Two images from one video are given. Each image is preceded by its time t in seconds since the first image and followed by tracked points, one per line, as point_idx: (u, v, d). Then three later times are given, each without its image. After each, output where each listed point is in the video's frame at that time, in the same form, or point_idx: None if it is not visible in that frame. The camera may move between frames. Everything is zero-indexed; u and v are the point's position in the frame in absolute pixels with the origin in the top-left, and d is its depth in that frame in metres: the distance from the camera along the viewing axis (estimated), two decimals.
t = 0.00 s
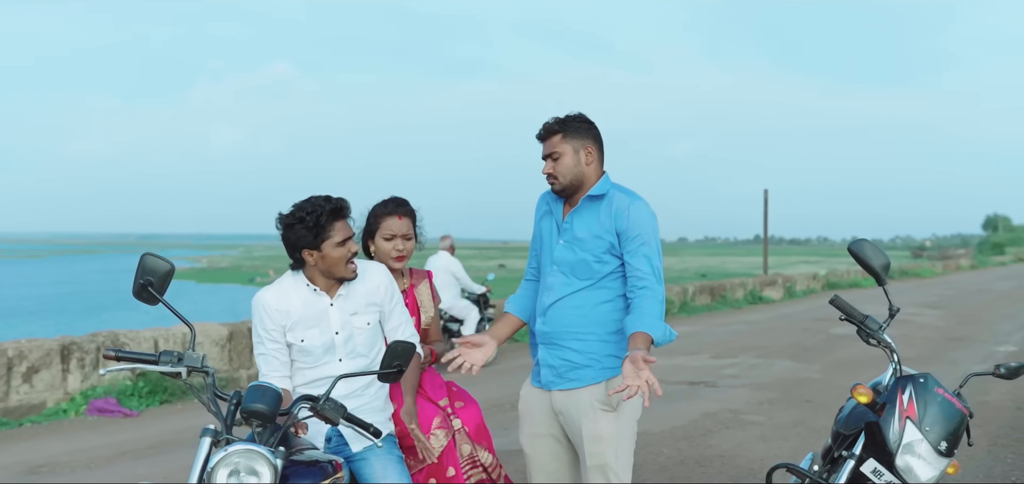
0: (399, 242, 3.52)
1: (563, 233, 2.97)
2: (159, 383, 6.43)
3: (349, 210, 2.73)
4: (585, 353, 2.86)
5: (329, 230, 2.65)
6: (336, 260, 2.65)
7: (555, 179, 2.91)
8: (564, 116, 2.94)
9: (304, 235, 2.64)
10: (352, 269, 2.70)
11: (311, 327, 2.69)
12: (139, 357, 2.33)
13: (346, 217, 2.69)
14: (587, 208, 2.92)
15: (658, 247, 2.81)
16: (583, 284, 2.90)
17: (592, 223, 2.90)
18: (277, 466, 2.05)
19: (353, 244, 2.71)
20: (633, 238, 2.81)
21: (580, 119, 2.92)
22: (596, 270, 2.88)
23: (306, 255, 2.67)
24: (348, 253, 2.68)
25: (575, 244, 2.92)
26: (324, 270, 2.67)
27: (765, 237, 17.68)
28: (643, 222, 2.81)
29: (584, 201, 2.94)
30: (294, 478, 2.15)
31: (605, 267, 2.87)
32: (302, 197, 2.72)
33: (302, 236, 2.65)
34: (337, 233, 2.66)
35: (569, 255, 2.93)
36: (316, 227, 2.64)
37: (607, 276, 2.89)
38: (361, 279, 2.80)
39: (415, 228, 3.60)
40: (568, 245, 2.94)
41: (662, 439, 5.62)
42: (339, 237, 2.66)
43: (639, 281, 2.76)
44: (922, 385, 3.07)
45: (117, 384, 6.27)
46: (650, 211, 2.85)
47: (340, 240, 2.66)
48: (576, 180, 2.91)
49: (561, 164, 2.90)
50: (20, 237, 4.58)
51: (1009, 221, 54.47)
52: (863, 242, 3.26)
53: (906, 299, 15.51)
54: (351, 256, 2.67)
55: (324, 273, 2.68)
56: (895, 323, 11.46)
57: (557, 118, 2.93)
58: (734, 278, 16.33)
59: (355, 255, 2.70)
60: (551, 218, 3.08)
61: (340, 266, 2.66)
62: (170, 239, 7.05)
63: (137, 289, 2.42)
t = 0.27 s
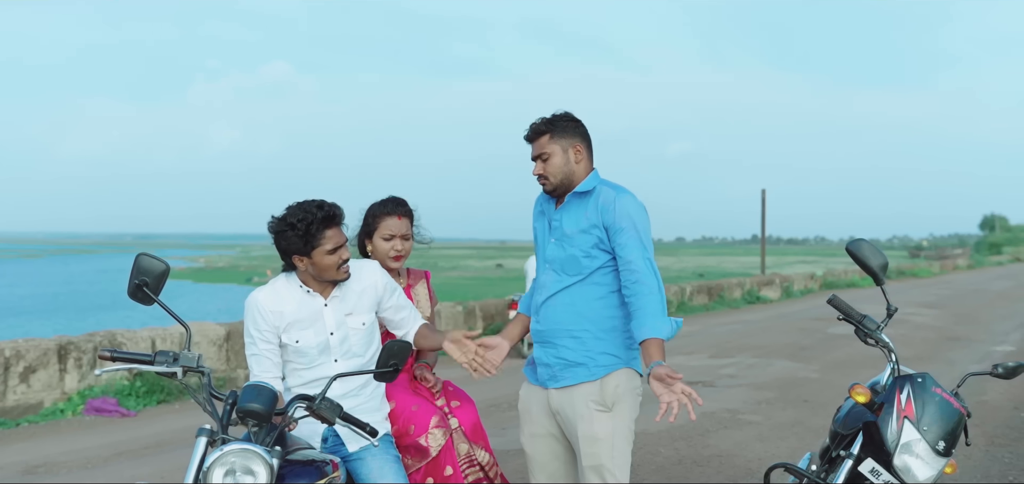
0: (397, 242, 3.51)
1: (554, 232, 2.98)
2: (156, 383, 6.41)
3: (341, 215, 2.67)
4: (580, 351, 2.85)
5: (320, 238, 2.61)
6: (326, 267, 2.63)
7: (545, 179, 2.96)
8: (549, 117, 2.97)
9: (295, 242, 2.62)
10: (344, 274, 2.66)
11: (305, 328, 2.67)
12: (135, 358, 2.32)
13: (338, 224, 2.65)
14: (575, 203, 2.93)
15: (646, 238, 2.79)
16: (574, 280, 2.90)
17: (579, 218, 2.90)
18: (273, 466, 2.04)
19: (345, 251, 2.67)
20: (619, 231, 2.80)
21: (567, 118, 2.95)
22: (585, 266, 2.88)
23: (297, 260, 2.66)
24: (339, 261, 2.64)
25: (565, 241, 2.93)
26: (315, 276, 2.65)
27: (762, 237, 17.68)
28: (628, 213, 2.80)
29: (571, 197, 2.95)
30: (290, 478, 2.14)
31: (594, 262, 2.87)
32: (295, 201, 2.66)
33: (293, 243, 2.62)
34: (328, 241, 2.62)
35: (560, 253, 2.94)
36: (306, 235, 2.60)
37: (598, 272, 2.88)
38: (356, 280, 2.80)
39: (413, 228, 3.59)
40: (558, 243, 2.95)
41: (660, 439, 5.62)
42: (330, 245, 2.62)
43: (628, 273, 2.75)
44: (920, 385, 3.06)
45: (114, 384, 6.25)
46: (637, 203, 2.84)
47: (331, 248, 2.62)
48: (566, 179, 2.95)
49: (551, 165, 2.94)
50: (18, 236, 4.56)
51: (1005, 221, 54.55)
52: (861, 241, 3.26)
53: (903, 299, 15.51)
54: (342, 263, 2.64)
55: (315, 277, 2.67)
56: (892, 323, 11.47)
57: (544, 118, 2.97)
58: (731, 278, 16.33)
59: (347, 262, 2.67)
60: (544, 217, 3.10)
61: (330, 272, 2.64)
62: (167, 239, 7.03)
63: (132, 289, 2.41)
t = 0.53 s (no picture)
0: (396, 241, 3.50)
1: (545, 233, 2.98)
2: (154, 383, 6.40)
3: (343, 219, 2.66)
4: (580, 351, 2.83)
5: (321, 242, 2.59)
6: (327, 272, 2.61)
7: (532, 186, 2.96)
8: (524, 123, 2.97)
9: (295, 247, 2.60)
10: (346, 277, 2.65)
11: (304, 328, 2.66)
12: (131, 358, 2.31)
13: (339, 228, 2.63)
14: (563, 203, 2.93)
15: (637, 230, 2.78)
16: (569, 280, 2.89)
17: (569, 217, 2.90)
18: (270, 466, 2.03)
19: (346, 255, 2.66)
20: (611, 226, 2.80)
21: (543, 121, 2.95)
22: (579, 264, 2.87)
23: (298, 264, 2.64)
24: (340, 266, 2.63)
25: (557, 242, 2.92)
26: (316, 279, 2.64)
27: (760, 236, 17.67)
28: (617, 207, 2.79)
29: (558, 197, 2.95)
30: (287, 477, 2.13)
31: (588, 259, 2.86)
32: (297, 204, 2.65)
33: (294, 247, 2.60)
34: (329, 246, 2.60)
35: (554, 253, 2.94)
36: (307, 240, 2.58)
37: (592, 270, 2.87)
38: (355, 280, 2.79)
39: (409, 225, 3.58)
40: (551, 244, 2.95)
41: (659, 439, 5.61)
42: (330, 251, 2.60)
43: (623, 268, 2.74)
44: (919, 385, 3.05)
45: (112, 384, 6.23)
46: (625, 196, 2.82)
47: (332, 253, 2.60)
48: (551, 182, 2.95)
49: (534, 171, 2.94)
50: (18, 236, 4.54)
51: (1003, 221, 54.60)
52: (860, 241, 3.25)
53: (901, 298, 15.51)
54: (344, 267, 2.63)
55: (315, 280, 2.65)
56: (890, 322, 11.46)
57: (520, 126, 2.97)
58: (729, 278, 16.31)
59: (348, 266, 2.66)
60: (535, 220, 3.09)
61: (331, 277, 2.62)
62: (165, 239, 7.01)
63: (128, 290, 2.39)
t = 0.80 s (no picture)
0: (392, 239, 3.49)
1: (539, 235, 2.97)
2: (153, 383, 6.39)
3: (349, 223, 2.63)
4: (583, 350, 2.83)
5: (327, 248, 2.57)
6: (332, 277, 2.60)
7: (523, 191, 2.95)
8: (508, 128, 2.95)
9: (301, 251, 2.56)
10: (350, 283, 2.64)
11: (305, 330, 2.66)
12: (128, 358, 2.30)
13: (346, 234, 2.60)
14: (555, 204, 2.93)
15: (632, 224, 2.79)
16: (567, 280, 2.88)
17: (563, 217, 2.90)
18: (268, 466, 2.03)
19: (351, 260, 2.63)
20: (607, 223, 2.80)
21: (527, 126, 2.94)
22: (576, 263, 2.86)
23: (302, 267, 2.62)
24: (345, 272, 2.61)
25: (553, 242, 2.92)
26: (320, 283, 2.63)
27: (758, 236, 17.67)
28: (611, 203, 2.80)
29: (549, 198, 2.94)
30: (285, 478, 2.12)
31: (585, 258, 2.86)
32: (305, 207, 2.60)
33: (300, 251, 2.57)
34: (335, 252, 2.58)
35: (550, 254, 2.93)
36: (314, 245, 2.55)
37: (589, 268, 2.87)
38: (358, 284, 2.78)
39: (401, 224, 3.58)
40: (547, 245, 2.94)
41: (657, 439, 5.61)
42: (336, 257, 2.58)
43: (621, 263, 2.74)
44: (918, 384, 3.05)
45: (110, 384, 6.22)
46: (617, 192, 2.83)
47: (338, 259, 2.58)
48: (542, 186, 2.95)
49: (525, 176, 2.92)
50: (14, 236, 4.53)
51: (1000, 221, 54.65)
52: (858, 241, 3.24)
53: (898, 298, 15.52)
54: (349, 273, 2.61)
55: (319, 284, 2.64)
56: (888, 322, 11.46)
57: (505, 132, 2.94)
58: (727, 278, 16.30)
59: (353, 271, 2.64)
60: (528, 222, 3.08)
61: (335, 282, 2.61)
62: (162, 239, 7.00)
63: (125, 290, 2.39)
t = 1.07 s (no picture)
0: (390, 240, 3.49)
1: (533, 236, 2.97)
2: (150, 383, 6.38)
3: (352, 226, 2.61)
4: (581, 349, 2.83)
5: (329, 251, 2.55)
6: (334, 280, 2.59)
7: (521, 195, 2.93)
8: (500, 132, 2.92)
9: (304, 252, 2.55)
10: (352, 285, 2.63)
11: (305, 331, 2.65)
12: (127, 359, 2.30)
13: (348, 237, 2.58)
14: (549, 205, 2.93)
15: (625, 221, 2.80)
16: (563, 280, 2.88)
17: (556, 218, 2.90)
18: (267, 466, 2.02)
19: (354, 263, 2.62)
20: (601, 221, 2.80)
21: (520, 129, 2.91)
22: (572, 263, 2.86)
23: (305, 269, 2.60)
24: (347, 274, 2.60)
25: (547, 243, 2.92)
26: (322, 285, 2.61)
27: (756, 237, 17.69)
28: (603, 202, 2.82)
29: (543, 200, 2.94)
30: (284, 478, 2.12)
31: (580, 257, 2.86)
32: (308, 209, 2.59)
33: (303, 253, 2.55)
34: (338, 255, 2.56)
35: (545, 255, 2.93)
36: (316, 247, 2.54)
37: (584, 267, 2.87)
38: (361, 289, 2.75)
39: (397, 222, 3.58)
40: (541, 247, 2.94)
41: (655, 439, 5.61)
42: (339, 259, 2.56)
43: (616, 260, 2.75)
44: (915, 385, 3.06)
45: (107, 384, 6.22)
46: (609, 191, 2.85)
47: (341, 261, 2.56)
48: (539, 189, 2.93)
49: (522, 180, 2.91)
50: (12, 236, 4.52)
51: (997, 221, 54.75)
52: (856, 241, 3.25)
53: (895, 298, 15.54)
54: (351, 276, 2.60)
55: (321, 285, 2.62)
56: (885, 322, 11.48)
57: (498, 137, 2.90)
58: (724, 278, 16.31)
59: (355, 274, 2.62)
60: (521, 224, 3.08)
61: (338, 284, 2.60)
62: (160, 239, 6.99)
63: (124, 291, 2.38)
